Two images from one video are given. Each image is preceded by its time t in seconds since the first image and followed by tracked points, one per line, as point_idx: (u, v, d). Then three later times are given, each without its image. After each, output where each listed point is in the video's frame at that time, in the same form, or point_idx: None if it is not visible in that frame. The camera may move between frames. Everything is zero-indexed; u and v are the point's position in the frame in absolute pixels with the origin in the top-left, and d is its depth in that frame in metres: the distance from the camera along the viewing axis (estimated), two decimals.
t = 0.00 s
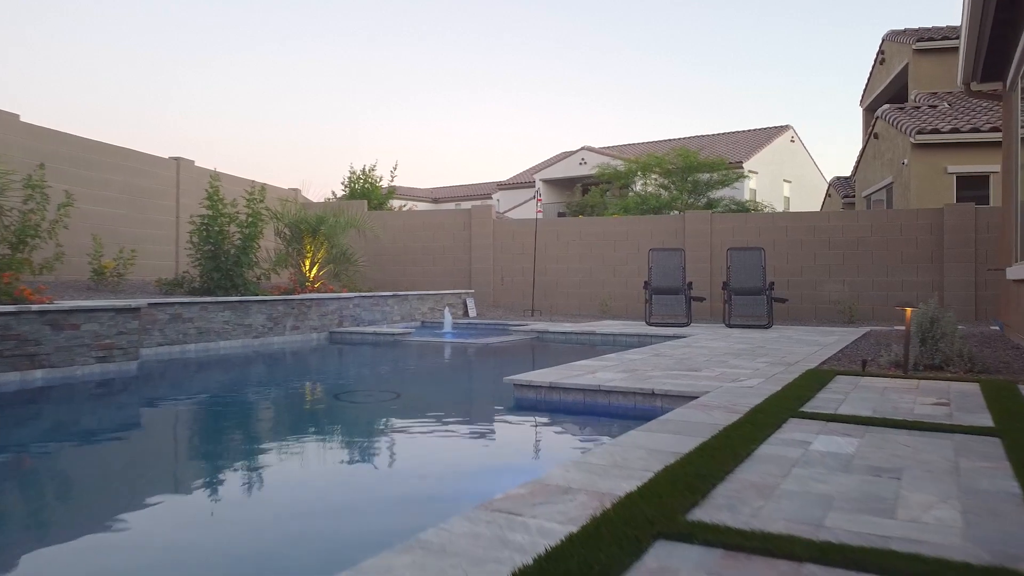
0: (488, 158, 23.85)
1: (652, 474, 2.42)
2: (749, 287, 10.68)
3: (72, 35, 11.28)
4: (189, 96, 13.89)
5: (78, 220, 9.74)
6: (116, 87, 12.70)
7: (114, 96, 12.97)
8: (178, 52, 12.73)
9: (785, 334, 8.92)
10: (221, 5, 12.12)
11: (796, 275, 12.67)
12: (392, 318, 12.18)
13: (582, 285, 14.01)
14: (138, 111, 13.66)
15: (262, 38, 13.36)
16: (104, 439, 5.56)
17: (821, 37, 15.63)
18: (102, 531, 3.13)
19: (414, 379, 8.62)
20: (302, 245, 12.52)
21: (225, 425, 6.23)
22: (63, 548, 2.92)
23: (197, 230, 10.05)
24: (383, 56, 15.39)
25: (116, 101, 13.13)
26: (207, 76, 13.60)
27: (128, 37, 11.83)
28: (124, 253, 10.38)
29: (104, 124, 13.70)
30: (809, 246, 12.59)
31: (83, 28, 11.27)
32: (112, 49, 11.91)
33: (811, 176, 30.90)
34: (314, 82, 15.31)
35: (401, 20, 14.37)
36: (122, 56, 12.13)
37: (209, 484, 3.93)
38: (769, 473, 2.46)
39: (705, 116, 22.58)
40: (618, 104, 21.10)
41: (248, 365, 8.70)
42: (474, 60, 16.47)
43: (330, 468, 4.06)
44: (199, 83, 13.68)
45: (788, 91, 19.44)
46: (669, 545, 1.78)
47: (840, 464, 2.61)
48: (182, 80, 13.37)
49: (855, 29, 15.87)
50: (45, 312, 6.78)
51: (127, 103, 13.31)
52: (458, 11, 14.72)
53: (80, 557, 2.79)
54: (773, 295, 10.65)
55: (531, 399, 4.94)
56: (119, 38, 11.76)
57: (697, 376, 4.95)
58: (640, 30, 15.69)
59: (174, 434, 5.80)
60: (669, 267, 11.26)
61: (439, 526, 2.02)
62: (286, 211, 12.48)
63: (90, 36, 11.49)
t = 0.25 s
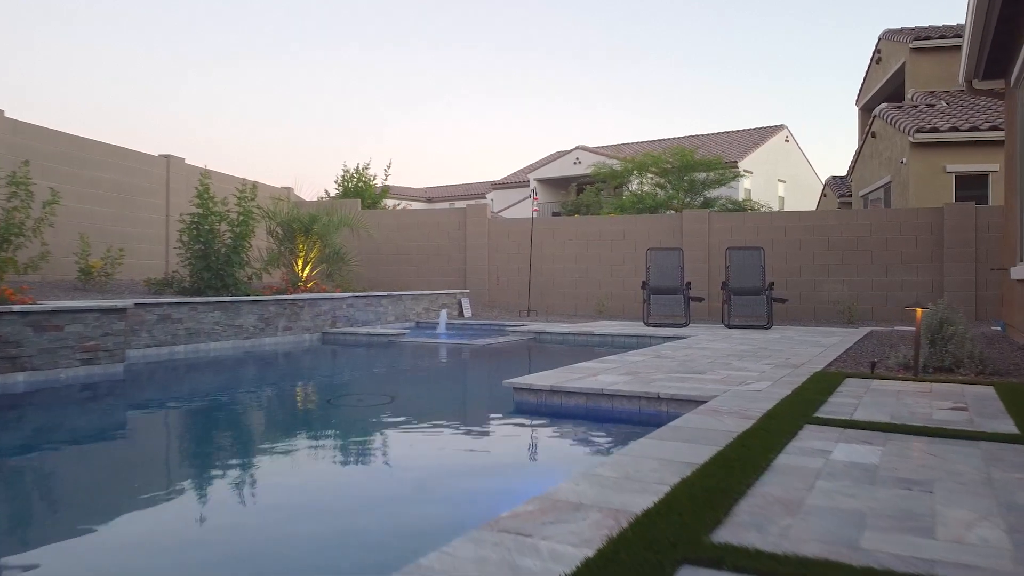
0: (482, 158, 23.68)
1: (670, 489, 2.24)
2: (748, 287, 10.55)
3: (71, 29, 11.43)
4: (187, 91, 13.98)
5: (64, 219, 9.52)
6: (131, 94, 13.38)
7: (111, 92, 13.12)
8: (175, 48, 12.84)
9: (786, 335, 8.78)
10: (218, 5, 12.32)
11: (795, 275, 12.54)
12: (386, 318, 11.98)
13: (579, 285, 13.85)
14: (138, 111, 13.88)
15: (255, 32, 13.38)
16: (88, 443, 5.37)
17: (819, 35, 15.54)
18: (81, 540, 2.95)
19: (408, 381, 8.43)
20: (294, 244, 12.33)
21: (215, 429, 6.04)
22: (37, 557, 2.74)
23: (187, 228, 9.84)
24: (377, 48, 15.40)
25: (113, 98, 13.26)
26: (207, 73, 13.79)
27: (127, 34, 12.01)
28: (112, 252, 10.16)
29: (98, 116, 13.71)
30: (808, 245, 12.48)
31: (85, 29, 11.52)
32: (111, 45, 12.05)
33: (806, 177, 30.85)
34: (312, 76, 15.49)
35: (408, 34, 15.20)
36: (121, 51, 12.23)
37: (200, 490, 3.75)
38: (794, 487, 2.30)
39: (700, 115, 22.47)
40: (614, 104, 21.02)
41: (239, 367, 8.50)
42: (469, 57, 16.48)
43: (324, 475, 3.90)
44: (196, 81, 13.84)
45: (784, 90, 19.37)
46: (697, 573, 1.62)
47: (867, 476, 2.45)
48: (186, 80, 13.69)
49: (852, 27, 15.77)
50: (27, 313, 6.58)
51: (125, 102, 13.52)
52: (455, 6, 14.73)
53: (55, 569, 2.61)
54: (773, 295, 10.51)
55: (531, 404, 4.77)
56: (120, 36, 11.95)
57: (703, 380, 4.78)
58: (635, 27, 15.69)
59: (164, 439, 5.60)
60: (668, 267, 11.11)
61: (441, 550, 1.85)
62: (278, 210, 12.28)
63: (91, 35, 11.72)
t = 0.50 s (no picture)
0: (477, 158, 23.50)
1: (693, 505, 2.08)
2: (748, 288, 10.41)
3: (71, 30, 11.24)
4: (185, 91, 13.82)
5: (50, 217, 9.30)
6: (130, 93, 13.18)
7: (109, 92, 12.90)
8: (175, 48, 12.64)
9: (788, 336, 8.65)
10: (218, 5, 12.23)
11: (794, 275, 12.42)
12: (380, 318, 11.79)
13: (575, 285, 13.69)
14: (138, 111, 13.75)
15: (255, 31, 13.24)
16: (73, 448, 5.18)
17: (817, 34, 15.42)
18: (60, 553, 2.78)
19: (403, 383, 8.25)
20: (287, 244, 12.13)
21: (205, 433, 5.85)
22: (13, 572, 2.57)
23: (177, 227, 9.63)
24: (377, 48, 15.25)
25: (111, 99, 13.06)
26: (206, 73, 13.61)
27: (128, 34, 11.85)
28: (99, 251, 9.94)
29: (95, 118, 13.51)
30: (807, 244, 12.35)
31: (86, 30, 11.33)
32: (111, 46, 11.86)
33: (801, 176, 30.80)
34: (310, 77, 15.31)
35: (408, 34, 15.07)
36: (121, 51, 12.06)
37: (190, 497, 3.57)
38: (823, 502, 2.14)
39: (696, 115, 22.36)
40: (611, 104, 20.89)
41: (230, 370, 8.31)
42: (467, 57, 16.33)
43: (320, 483, 3.72)
44: (196, 81, 13.73)
45: (782, 90, 19.27)
46: None
47: (900, 489, 2.30)
48: (185, 80, 13.53)
49: (850, 26, 15.66)
50: (9, 315, 6.38)
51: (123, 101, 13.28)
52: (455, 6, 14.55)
53: None
54: (773, 295, 10.38)
55: (533, 408, 4.60)
56: (121, 35, 11.77)
57: (710, 383, 4.62)
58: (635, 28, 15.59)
59: (152, 443, 5.41)
60: (667, 267, 10.95)
61: None
62: (270, 209, 12.08)
63: (92, 36, 11.53)
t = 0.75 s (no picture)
0: (472, 158, 23.32)
1: (723, 526, 1.93)
2: (748, 288, 10.28)
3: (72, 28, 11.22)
4: (182, 90, 13.72)
5: (35, 215, 9.08)
6: (131, 94, 13.26)
7: (109, 91, 12.95)
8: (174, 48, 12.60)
9: (791, 337, 8.50)
10: (218, 5, 12.12)
11: (794, 275, 12.29)
12: (375, 319, 11.60)
13: (572, 285, 13.53)
14: (131, 109, 13.61)
15: (255, 31, 13.09)
16: (58, 453, 4.99)
17: (816, 33, 15.31)
18: (38, 570, 2.59)
19: (399, 385, 8.07)
20: (280, 243, 11.93)
21: (195, 437, 5.66)
22: None
23: (167, 226, 9.42)
24: (377, 49, 15.09)
25: (110, 97, 13.07)
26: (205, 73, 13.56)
27: (127, 34, 11.84)
28: (86, 250, 9.72)
29: (91, 114, 13.43)
30: (807, 244, 12.23)
31: (86, 29, 11.35)
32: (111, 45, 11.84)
33: (797, 177, 30.73)
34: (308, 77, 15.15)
35: (408, 34, 14.89)
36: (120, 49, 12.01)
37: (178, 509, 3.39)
38: (863, 522, 1.97)
39: (692, 114, 22.24)
40: (609, 104, 20.77)
41: (222, 372, 8.11)
42: (467, 57, 16.19)
43: (315, 494, 3.54)
44: (193, 81, 13.61)
45: (780, 90, 19.15)
46: None
47: (941, 505, 2.14)
48: (184, 79, 13.46)
49: (849, 24, 15.56)
50: None
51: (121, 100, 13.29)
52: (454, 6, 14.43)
53: None
54: (773, 295, 10.25)
55: (537, 413, 4.43)
56: (121, 35, 11.78)
57: (719, 387, 4.46)
58: (636, 28, 15.46)
59: (140, 448, 5.21)
60: (666, 267, 10.80)
61: None
62: (263, 208, 11.88)
63: (92, 35, 11.56)
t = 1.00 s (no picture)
0: (467, 157, 23.16)
1: (757, 549, 1.76)
2: (748, 288, 10.14)
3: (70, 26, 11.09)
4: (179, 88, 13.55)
5: (21, 214, 8.86)
6: (132, 95, 13.21)
7: (107, 90, 12.83)
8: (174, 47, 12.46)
9: (793, 337, 8.37)
10: (217, 5, 11.95)
11: (794, 275, 12.15)
12: (369, 320, 11.41)
13: (569, 285, 13.37)
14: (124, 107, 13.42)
15: (255, 30, 12.90)
16: (40, 460, 4.78)
17: (815, 31, 15.19)
18: None
19: (394, 387, 7.89)
20: (272, 242, 11.73)
21: (183, 442, 5.45)
22: None
23: (157, 224, 9.20)
24: (376, 49, 14.92)
25: (108, 95, 12.95)
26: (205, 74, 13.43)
27: (125, 32, 11.65)
28: (74, 249, 9.50)
29: (87, 111, 13.25)
30: (807, 244, 12.09)
31: (86, 30, 11.25)
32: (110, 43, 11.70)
33: (792, 177, 30.67)
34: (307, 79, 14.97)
35: (407, 35, 14.73)
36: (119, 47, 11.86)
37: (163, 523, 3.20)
38: (907, 545, 1.81)
39: (689, 113, 22.12)
40: (606, 104, 20.65)
41: (212, 375, 7.91)
42: (467, 57, 16.02)
43: (308, 507, 3.34)
44: (189, 79, 13.42)
45: (778, 89, 19.03)
46: None
47: (987, 525, 1.98)
48: (182, 77, 13.30)
49: (848, 22, 15.44)
50: None
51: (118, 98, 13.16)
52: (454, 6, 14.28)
53: None
54: (774, 295, 10.11)
55: (540, 419, 4.25)
56: (121, 35, 11.66)
57: (729, 391, 4.29)
58: (637, 27, 15.32)
59: (125, 454, 5.00)
60: (665, 266, 10.65)
61: None
62: (255, 206, 11.67)
63: (92, 36, 11.46)
